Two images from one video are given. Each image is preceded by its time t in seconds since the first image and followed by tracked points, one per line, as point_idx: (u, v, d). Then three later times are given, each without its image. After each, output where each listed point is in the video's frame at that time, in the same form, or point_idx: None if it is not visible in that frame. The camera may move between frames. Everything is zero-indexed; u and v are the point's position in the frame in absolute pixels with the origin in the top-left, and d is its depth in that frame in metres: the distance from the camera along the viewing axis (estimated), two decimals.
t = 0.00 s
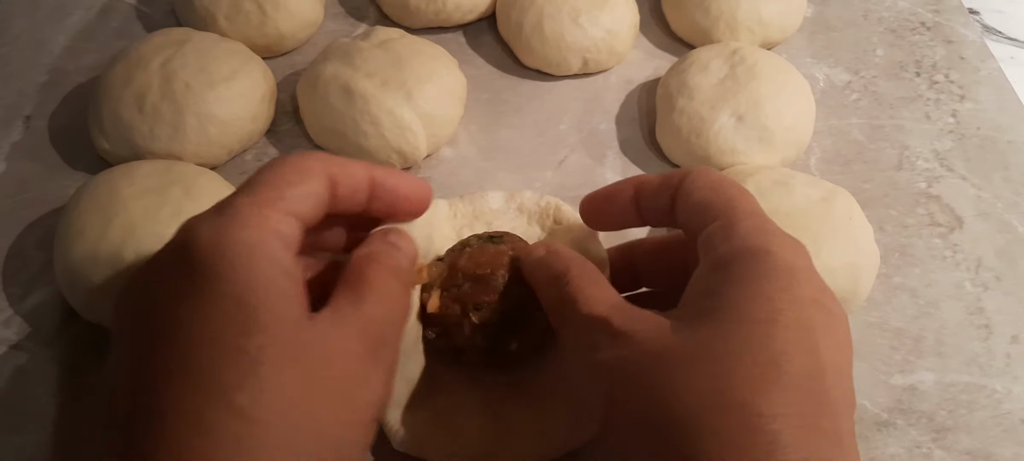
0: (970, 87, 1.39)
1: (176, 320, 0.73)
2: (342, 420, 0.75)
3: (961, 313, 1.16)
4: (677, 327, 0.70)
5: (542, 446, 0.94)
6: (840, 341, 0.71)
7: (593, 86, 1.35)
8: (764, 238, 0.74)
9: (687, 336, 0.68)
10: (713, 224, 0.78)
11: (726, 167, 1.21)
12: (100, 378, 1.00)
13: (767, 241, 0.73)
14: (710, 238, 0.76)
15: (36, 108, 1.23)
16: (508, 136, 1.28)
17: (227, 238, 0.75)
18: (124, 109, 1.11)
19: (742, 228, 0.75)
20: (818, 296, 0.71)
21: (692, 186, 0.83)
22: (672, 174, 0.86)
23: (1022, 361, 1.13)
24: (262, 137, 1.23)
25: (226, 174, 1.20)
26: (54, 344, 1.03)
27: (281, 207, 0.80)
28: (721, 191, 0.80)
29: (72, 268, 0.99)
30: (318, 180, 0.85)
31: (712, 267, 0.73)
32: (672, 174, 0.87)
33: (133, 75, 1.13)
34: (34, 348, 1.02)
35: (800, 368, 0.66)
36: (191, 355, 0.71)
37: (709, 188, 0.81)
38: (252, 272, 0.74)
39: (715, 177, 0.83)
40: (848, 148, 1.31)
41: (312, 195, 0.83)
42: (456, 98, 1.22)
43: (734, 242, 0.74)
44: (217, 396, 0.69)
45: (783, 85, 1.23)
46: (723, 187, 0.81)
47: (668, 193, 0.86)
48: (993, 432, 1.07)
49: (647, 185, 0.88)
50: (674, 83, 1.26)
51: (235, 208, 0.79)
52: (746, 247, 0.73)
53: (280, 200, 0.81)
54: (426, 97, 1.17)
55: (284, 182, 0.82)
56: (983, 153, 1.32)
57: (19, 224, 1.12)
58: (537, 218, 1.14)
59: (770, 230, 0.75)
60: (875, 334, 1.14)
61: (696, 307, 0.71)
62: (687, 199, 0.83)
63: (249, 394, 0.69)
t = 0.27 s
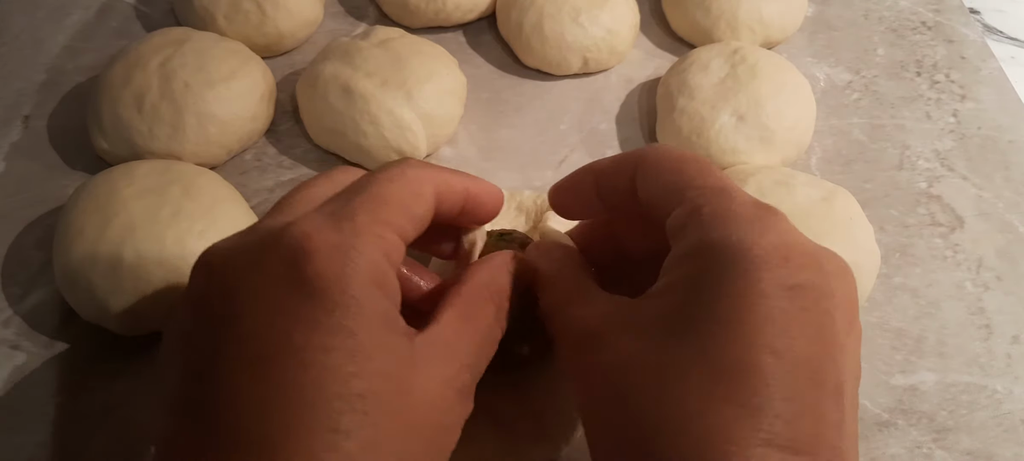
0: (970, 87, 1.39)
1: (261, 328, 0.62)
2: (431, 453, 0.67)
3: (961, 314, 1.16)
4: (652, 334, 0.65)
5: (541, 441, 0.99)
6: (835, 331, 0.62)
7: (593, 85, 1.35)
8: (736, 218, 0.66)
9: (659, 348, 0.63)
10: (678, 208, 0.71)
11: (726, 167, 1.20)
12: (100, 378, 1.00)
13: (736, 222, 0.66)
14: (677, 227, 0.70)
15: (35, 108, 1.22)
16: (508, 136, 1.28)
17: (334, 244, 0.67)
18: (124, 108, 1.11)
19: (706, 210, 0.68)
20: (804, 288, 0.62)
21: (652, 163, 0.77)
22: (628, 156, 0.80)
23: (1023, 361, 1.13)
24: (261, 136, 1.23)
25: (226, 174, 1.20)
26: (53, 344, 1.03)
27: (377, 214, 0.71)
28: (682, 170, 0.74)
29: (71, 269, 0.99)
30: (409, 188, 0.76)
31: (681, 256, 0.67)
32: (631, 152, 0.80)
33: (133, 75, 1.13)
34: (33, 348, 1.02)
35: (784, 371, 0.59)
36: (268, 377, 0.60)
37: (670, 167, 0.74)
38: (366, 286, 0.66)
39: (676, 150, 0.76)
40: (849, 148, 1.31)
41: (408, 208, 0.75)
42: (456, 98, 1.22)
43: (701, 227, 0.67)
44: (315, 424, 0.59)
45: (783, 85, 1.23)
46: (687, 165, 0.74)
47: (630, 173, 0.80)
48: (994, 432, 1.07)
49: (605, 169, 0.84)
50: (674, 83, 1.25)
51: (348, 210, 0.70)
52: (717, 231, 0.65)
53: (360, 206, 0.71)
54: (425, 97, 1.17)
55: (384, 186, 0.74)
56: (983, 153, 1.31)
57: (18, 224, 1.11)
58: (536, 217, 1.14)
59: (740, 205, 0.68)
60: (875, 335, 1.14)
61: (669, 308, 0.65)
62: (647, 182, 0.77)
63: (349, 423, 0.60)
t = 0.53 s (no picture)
0: (971, 87, 1.39)
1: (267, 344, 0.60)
2: None
3: (962, 314, 1.16)
4: (624, 369, 0.63)
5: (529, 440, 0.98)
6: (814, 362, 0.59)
7: (593, 85, 1.35)
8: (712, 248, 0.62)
9: (631, 385, 0.61)
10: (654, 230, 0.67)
11: (726, 167, 1.20)
12: (99, 378, 1.00)
13: (713, 254, 0.61)
14: (653, 251, 0.66)
15: (36, 108, 1.22)
16: (508, 136, 1.28)
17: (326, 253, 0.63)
18: (123, 108, 1.11)
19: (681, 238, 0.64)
20: (781, 324, 0.59)
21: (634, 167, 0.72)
22: (619, 146, 0.75)
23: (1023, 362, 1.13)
24: (261, 136, 1.23)
25: (226, 174, 1.20)
26: (53, 344, 1.03)
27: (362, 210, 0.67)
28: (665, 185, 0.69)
29: (71, 269, 0.99)
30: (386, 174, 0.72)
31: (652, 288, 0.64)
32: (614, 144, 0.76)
33: (133, 75, 1.13)
34: (33, 348, 1.02)
35: (757, 419, 0.55)
36: (271, 402, 0.59)
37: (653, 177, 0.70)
38: (365, 299, 0.63)
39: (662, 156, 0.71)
40: (849, 148, 1.31)
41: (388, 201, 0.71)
42: (456, 98, 1.22)
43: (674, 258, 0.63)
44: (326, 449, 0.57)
45: (783, 85, 1.23)
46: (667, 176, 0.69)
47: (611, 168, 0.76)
48: (994, 432, 1.07)
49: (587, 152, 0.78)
50: (674, 83, 1.25)
51: (336, 215, 0.66)
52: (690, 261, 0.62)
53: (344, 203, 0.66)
54: (425, 97, 1.17)
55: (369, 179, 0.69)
56: (984, 153, 1.31)
57: (18, 224, 1.11)
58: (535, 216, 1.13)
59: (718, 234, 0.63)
60: (875, 335, 1.14)
61: (641, 345, 0.62)
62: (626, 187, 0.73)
63: (359, 449, 0.58)
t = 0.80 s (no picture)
0: (970, 87, 1.39)
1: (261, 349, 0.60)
2: None
3: (961, 313, 1.17)
4: (571, 409, 0.64)
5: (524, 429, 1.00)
6: (751, 412, 0.61)
7: (593, 85, 1.35)
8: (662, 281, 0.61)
9: (571, 429, 0.63)
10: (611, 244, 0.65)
11: (726, 167, 1.21)
12: (100, 377, 1.01)
13: (661, 289, 0.61)
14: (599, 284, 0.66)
15: (37, 108, 1.23)
16: (509, 136, 1.28)
17: (336, 280, 0.59)
18: (124, 109, 1.12)
19: (633, 260, 0.63)
20: (721, 377, 0.60)
21: (607, 167, 0.68)
22: (616, 150, 0.67)
23: (1022, 361, 1.13)
24: (262, 137, 1.23)
25: (226, 174, 1.20)
26: (54, 344, 1.03)
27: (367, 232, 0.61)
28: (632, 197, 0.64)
29: (73, 269, 0.99)
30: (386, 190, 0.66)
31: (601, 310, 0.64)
32: (595, 134, 0.69)
33: (134, 75, 1.13)
34: (34, 348, 1.02)
35: None
36: (292, 441, 0.56)
37: (622, 185, 0.65)
38: (380, 324, 0.59)
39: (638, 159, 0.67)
40: (848, 148, 1.31)
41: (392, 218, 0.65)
42: (456, 98, 1.22)
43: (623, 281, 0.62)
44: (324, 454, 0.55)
45: (783, 86, 1.23)
46: (629, 181, 0.65)
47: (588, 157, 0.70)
48: (993, 432, 1.08)
49: (575, 135, 0.71)
50: (674, 83, 1.26)
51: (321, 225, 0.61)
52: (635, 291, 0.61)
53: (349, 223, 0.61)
54: (425, 97, 1.17)
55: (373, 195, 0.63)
56: (983, 153, 1.32)
57: (19, 224, 1.12)
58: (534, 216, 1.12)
59: (671, 267, 0.62)
60: (874, 334, 1.15)
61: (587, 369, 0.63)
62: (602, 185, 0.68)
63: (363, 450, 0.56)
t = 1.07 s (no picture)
0: (970, 87, 1.39)
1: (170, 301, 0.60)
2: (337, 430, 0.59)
3: (961, 313, 1.17)
4: (615, 398, 0.60)
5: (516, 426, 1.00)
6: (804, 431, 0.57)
7: (593, 86, 1.35)
8: (710, 272, 0.62)
9: (610, 415, 0.59)
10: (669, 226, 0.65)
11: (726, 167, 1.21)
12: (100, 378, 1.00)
13: (720, 283, 0.61)
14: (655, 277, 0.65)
15: (37, 108, 1.23)
16: (509, 136, 1.28)
17: (250, 241, 0.64)
18: (124, 108, 1.12)
19: (696, 253, 0.63)
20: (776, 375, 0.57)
21: (666, 152, 0.68)
22: (689, 139, 0.68)
23: (1022, 361, 1.13)
24: (262, 137, 1.23)
25: (226, 173, 1.20)
26: (54, 345, 1.03)
27: (274, 212, 0.66)
28: (694, 193, 0.65)
29: (72, 269, 0.99)
30: (313, 174, 0.70)
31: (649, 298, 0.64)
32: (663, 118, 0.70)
33: (134, 75, 1.13)
34: (34, 348, 1.02)
35: None
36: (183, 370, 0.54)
37: (682, 174, 0.66)
38: (276, 290, 0.63)
39: (700, 152, 0.68)
40: (848, 148, 1.31)
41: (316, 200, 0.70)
42: (456, 98, 1.22)
43: (676, 274, 0.62)
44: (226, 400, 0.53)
45: (783, 85, 1.23)
46: (689, 170, 0.66)
47: (647, 131, 0.70)
48: (993, 432, 1.08)
49: (640, 111, 0.71)
50: (674, 83, 1.26)
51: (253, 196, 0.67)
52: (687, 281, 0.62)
53: (262, 205, 0.66)
54: (425, 97, 1.17)
55: (298, 179, 0.69)
56: (983, 153, 1.32)
57: (19, 224, 1.12)
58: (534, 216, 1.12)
59: (735, 263, 0.63)
60: (875, 334, 1.14)
61: (635, 360, 0.60)
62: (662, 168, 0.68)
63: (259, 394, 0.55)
